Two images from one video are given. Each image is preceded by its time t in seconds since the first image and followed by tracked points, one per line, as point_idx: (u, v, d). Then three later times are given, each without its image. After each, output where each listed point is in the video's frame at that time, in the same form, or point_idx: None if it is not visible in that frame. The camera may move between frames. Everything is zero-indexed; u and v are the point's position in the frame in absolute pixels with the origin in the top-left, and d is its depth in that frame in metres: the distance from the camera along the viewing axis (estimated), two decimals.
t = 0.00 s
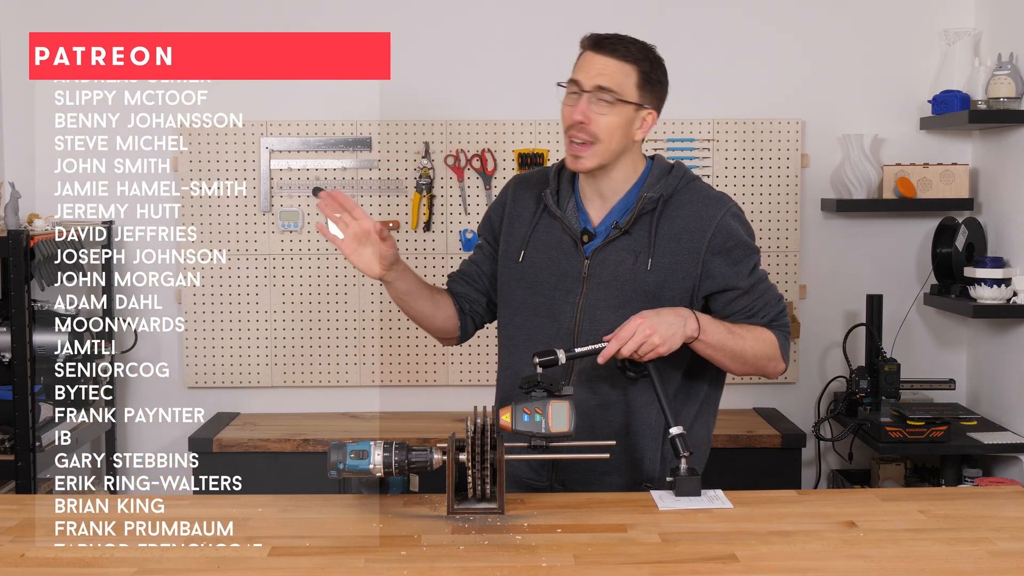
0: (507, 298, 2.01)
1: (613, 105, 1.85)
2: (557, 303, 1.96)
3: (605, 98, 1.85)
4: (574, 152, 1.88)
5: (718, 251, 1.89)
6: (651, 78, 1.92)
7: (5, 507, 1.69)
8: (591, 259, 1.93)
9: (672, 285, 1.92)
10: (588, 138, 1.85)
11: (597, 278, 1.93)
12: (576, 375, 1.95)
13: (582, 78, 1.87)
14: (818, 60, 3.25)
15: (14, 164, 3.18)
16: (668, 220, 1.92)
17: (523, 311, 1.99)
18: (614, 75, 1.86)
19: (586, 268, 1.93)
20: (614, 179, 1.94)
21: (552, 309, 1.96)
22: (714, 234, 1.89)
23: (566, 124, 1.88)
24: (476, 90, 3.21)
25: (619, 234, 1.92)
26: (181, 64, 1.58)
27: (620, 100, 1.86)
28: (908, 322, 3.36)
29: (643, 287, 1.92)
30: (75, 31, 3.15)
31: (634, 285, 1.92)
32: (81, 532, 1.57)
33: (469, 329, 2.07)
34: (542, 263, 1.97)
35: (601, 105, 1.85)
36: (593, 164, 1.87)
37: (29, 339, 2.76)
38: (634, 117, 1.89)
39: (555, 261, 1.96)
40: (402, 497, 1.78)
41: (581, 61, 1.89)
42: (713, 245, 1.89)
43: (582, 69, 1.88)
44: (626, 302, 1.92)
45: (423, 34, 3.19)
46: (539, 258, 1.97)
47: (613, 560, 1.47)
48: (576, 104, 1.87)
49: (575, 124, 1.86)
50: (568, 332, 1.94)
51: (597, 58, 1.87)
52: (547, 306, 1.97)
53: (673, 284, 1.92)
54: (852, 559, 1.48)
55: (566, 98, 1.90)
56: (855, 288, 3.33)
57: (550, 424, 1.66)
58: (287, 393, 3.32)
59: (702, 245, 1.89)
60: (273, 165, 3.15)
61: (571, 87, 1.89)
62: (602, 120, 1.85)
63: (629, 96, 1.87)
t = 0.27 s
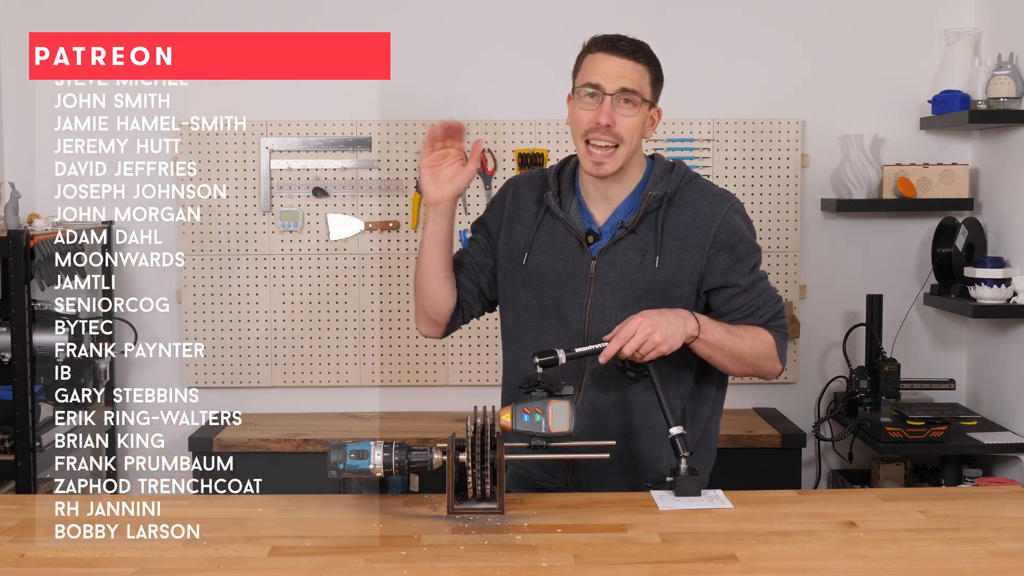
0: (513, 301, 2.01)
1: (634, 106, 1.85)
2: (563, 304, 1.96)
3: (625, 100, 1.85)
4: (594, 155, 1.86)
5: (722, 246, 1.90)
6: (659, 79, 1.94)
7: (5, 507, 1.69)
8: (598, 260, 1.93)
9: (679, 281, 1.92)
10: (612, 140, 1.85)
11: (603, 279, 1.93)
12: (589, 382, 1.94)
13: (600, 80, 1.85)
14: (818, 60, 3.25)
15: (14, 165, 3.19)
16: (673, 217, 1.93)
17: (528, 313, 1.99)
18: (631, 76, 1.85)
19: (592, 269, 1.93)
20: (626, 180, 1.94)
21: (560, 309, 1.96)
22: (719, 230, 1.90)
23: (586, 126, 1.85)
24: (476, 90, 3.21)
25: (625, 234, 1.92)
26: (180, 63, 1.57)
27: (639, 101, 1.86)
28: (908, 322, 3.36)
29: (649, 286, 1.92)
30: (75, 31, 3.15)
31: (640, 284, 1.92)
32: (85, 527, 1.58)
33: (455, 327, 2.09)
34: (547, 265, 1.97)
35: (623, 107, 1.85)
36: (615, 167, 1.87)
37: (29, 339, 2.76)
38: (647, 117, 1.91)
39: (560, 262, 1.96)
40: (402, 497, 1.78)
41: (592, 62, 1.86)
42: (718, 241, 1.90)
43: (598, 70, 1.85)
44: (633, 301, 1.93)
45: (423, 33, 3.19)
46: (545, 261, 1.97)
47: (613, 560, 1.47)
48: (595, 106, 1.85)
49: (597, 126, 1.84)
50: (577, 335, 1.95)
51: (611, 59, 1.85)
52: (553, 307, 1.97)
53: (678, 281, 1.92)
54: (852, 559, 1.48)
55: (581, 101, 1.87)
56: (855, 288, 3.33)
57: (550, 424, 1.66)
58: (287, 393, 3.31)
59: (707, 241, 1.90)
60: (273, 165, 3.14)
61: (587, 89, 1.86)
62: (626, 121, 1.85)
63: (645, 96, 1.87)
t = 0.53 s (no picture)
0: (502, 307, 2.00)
1: (618, 113, 1.83)
2: (557, 310, 1.95)
3: (606, 109, 1.82)
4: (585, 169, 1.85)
5: (713, 248, 1.93)
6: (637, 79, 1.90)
7: (5, 507, 1.69)
8: (590, 265, 1.93)
9: (672, 283, 1.94)
10: (600, 153, 1.83)
11: (597, 282, 1.93)
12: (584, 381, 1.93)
13: (580, 93, 1.82)
14: (818, 59, 3.25)
15: (14, 165, 3.19)
16: (666, 219, 1.94)
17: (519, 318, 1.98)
18: (611, 85, 1.82)
19: (586, 273, 1.93)
20: (614, 183, 1.94)
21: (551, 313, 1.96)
22: (711, 231, 1.93)
23: (574, 143, 1.83)
24: (476, 91, 3.21)
25: (619, 238, 1.92)
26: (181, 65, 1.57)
27: (622, 108, 1.83)
28: (908, 322, 3.36)
29: (644, 288, 1.93)
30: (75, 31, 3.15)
31: (635, 286, 1.93)
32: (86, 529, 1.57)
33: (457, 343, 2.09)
34: (539, 270, 1.96)
35: (607, 117, 1.82)
36: (605, 175, 1.86)
37: (29, 339, 2.75)
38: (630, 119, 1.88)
39: (553, 267, 1.94)
40: (402, 497, 1.78)
41: (567, 76, 1.83)
42: (709, 243, 1.93)
43: (576, 83, 1.82)
44: (628, 303, 1.93)
45: (423, 33, 3.19)
46: (536, 266, 1.96)
47: (613, 560, 1.47)
48: (578, 119, 1.83)
49: (584, 141, 1.82)
50: (573, 340, 1.94)
51: (588, 70, 1.81)
52: (545, 310, 1.96)
53: (671, 283, 1.94)
54: (852, 559, 1.48)
55: (562, 116, 1.84)
56: (855, 288, 3.33)
57: (550, 424, 1.66)
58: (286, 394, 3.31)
59: (699, 241, 1.93)
60: (273, 165, 3.13)
61: (567, 103, 1.83)
62: (610, 130, 1.83)
63: (627, 102, 1.84)
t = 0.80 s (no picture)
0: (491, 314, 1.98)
1: (570, 98, 1.82)
2: (547, 313, 1.94)
3: (558, 94, 1.82)
4: (547, 157, 1.84)
5: (697, 235, 1.93)
6: (591, 65, 1.90)
7: (5, 507, 1.69)
8: (577, 263, 1.91)
9: (660, 276, 1.93)
10: (558, 137, 1.82)
11: (586, 282, 1.92)
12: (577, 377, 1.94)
13: (530, 84, 1.83)
14: (818, 60, 3.25)
15: (14, 165, 3.18)
16: (649, 210, 1.94)
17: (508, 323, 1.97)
18: (558, 69, 1.83)
19: (574, 273, 1.91)
20: (586, 174, 1.91)
21: (541, 317, 1.94)
22: (694, 219, 1.93)
23: (532, 133, 1.83)
24: (476, 91, 3.21)
25: (604, 233, 1.91)
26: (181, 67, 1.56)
27: (574, 91, 1.83)
28: (908, 322, 3.35)
29: (634, 284, 1.93)
30: (76, 31, 3.15)
31: (625, 282, 1.93)
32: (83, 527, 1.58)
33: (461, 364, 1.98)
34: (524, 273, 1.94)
35: (559, 102, 1.82)
36: (570, 160, 1.84)
37: (29, 339, 2.75)
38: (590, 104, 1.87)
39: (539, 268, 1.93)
40: (402, 497, 1.78)
41: (519, 70, 1.85)
42: (693, 231, 1.93)
43: (527, 75, 1.84)
44: (621, 301, 1.93)
45: (424, 34, 3.19)
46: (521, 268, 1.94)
47: (613, 560, 1.47)
48: (533, 110, 1.83)
49: (540, 128, 1.82)
50: (564, 341, 1.93)
51: (533, 61, 1.84)
52: (536, 315, 1.94)
53: (660, 275, 1.93)
54: (852, 559, 1.48)
55: (519, 110, 1.85)
56: (856, 288, 3.33)
57: (550, 425, 1.66)
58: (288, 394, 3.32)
59: (683, 231, 1.93)
60: (273, 165, 3.15)
61: (522, 96, 1.84)
62: (565, 114, 1.82)
63: (578, 84, 1.84)
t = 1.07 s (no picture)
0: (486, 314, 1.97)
1: (555, 95, 1.83)
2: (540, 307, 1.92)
3: (544, 92, 1.83)
4: (536, 154, 1.84)
5: (687, 228, 1.95)
6: (575, 63, 1.91)
7: (5, 507, 1.69)
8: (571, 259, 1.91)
9: (654, 267, 1.93)
10: (545, 135, 1.82)
11: (581, 277, 1.92)
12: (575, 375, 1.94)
13: (516, 83, 1.84)
14: (819, 60, 3.24)
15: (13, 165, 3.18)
16: (638, 204, 1.96)
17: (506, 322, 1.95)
18: (544, 67, 1.83)
19: (569, 268, 1.91)
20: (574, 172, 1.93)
21: (537, 313, 1.92)
22: (683, 212, 1.96)
23: (519, 131, 1.84)
24: (476, 91, 3.21)
25: (596, 227, 1.92)
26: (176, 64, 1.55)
27: (560, 89, 1.84)
28: (908, 322, 3.35)
29: (629, 277, 1.93)
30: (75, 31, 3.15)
31: (619, 277, 1.93)
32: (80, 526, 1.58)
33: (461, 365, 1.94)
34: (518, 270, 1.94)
35: (546, 99, 1.82)
36: (559, 157, 1.84)
37: (29, 339, 2.75)
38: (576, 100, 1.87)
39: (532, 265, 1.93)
40: (402, 497, 1.78)
41: (505, 70, 1.86)
42: (683, 224, 1.95)
43: (512, 74, 1.84)
44: (618, 296, 1.92)
45: (424, 34, 3.19)
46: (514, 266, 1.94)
47: (613, 560, 1.47)
48: (520, 108, 1.84)
49: (528, 126, 1.82)
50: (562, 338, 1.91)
51: (519, 60, 1.84)
52: (533, 314, 1.92)
53: (653, 267, 1.94)
54: (852, 559, 1.48)
55: (506, 109, 1.86)
56: (855, 288, 3.33)
57: (550, 424, 1.66)
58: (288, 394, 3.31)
59: (673, 223, 1.95)
60: (273, 165, 3.16)
61: (508, 95, 1.85)
62: (552, 111, 1.82)
63: (564, 81, 1.85)
